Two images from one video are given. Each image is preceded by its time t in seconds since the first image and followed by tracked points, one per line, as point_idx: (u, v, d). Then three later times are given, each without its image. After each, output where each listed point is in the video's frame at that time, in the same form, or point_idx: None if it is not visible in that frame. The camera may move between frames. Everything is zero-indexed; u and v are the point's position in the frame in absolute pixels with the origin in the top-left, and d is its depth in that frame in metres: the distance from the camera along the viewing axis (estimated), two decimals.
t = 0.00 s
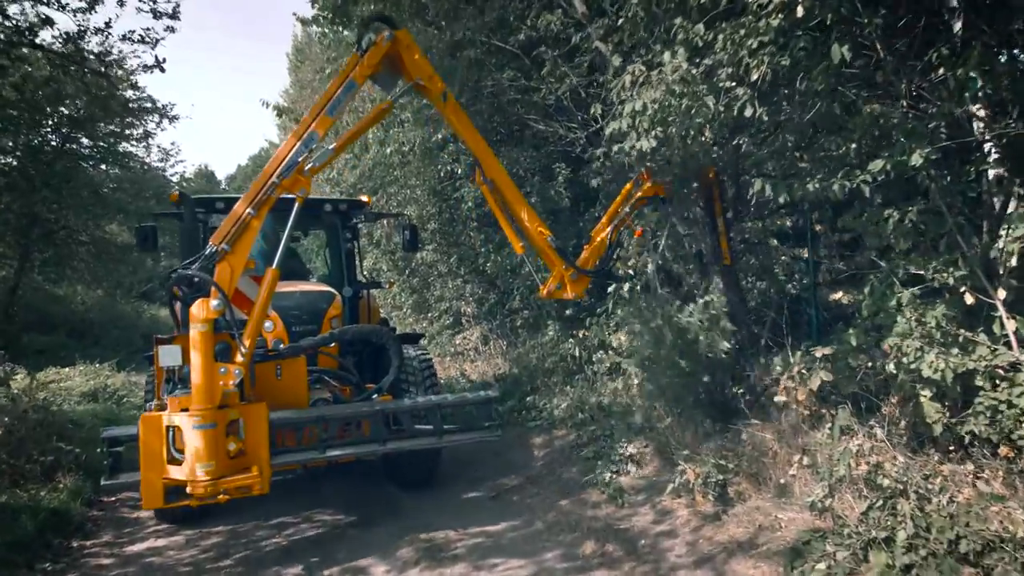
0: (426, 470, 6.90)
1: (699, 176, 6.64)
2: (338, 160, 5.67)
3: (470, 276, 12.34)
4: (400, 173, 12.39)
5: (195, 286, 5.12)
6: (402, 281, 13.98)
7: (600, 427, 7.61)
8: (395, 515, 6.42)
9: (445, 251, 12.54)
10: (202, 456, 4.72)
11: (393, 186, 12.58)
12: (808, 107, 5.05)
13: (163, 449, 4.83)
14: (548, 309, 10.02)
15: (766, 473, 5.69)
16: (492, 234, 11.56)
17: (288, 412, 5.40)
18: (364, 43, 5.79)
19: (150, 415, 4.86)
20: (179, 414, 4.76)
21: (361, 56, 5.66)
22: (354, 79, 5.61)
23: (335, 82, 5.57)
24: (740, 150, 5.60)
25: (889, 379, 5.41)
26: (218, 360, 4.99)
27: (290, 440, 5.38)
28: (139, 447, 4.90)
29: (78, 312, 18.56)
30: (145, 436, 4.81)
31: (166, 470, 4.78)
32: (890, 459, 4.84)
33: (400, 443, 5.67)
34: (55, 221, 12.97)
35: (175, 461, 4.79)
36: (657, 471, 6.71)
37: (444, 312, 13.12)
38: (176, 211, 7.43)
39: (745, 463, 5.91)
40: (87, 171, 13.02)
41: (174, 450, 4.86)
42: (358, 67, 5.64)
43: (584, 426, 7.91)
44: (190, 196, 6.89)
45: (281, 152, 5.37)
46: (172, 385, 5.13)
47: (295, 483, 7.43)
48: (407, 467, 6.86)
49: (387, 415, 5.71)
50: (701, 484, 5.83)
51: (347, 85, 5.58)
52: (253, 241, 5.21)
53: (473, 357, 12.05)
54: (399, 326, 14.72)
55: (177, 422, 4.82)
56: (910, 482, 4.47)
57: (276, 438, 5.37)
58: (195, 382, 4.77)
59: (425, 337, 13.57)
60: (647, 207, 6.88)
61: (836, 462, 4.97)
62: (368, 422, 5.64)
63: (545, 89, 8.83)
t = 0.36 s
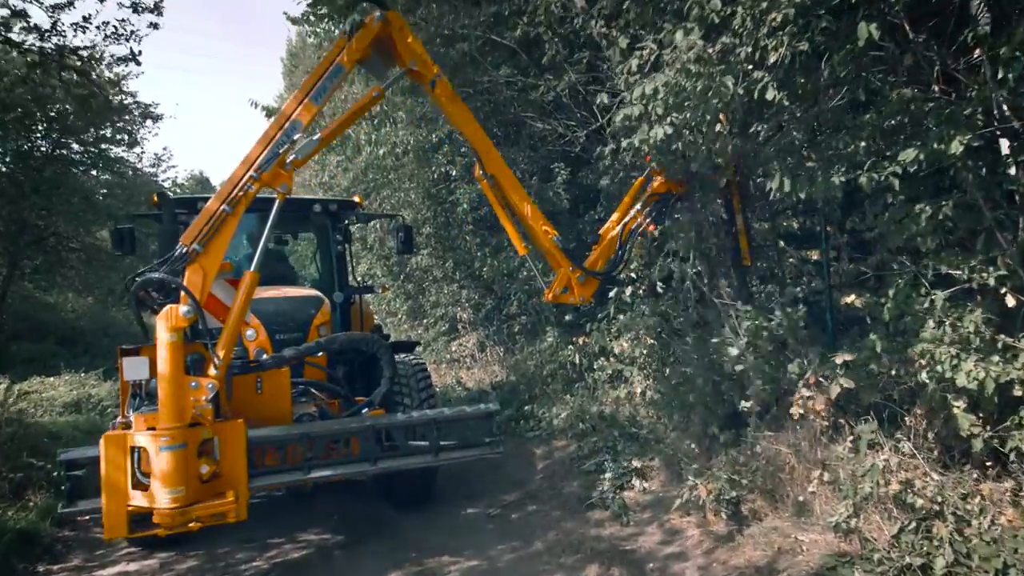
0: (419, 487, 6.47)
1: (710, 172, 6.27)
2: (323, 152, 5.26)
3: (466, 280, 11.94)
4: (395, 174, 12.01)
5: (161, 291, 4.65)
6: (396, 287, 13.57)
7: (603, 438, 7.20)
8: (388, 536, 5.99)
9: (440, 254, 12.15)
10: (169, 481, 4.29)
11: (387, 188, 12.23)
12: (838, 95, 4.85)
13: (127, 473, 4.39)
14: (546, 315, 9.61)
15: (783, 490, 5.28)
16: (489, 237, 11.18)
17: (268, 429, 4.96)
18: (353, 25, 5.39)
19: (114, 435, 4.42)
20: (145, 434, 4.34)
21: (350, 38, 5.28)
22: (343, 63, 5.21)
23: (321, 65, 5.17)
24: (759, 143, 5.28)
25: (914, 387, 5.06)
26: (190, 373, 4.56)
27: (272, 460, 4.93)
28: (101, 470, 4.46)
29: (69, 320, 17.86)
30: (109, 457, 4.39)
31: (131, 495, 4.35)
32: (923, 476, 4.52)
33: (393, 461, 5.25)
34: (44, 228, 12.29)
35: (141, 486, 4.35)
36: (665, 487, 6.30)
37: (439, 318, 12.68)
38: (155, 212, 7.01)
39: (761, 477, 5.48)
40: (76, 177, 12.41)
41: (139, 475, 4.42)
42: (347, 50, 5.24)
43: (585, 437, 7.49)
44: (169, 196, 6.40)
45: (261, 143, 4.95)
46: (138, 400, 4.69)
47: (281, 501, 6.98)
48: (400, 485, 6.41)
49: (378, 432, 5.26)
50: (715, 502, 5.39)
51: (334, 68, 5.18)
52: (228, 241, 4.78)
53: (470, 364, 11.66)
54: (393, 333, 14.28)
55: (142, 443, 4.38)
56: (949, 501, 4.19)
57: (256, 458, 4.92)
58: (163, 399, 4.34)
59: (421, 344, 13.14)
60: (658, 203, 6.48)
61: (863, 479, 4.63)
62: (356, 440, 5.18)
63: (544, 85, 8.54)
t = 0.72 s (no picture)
0: (404, 508, 6.03)
1: (711, 166, 5.93)
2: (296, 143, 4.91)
3: (457, 284, 11.58)
4: (383, 175, 11.63)
5: (113, 296, 4.23)
6: (387, 291, 13.18)
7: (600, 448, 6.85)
8: (371, 558, 5.60)
9: (431, 256, 11.79)
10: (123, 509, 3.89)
11: (376, 188, 11.83)
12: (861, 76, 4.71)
13: (77, 501, 3.99)
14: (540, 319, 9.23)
15: (794, 506, 4.96)
16: (480, 239, 10.84)
17: (238, 448, 4.55)
18: (329, 4, 5.01)
19: (62, 459, 4.02)
20: (97, 457, 3.94)
21: (326, 18, 4.90)
22: (319, 45, 4.84)
23: (297, 46, 4.80)
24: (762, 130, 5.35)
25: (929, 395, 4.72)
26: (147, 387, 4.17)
27: (242, 482, 4.51)
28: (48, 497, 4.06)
29: (56, 327, 17.04)
30: (57, 482, 4.00)
31: (81, 525, 3.95)
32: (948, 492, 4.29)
33: (377, 482, 4.84)
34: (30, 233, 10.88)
35: (92, 515, 3.95)
36: (666, 502, 5.92)
37: (431, 323, 12.23)
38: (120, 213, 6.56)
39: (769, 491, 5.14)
40: (63, 181, 11.58)
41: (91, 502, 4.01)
42: (324, 30, 4.86)
43: (580, 448, 6.99)
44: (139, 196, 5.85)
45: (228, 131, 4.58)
46: (91, 419, 4.25)
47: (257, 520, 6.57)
48: (389, 503, 5.99)
49: (359, 449, 4.84)
50: (721, 520, 4.99)
51: (311, 49, 4.81)
52: (191, 239, 4.41)
53: (463, 370, 11.38)
54: (383, 338, 13.89)
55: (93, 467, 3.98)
56: (982, 522, 4.05)
57: (224, 480, 4.51)
58: (117, 417, 3.95)
59: (412, 350, 12.77)
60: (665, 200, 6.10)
61: (881, 495, 4.33)
62: (336, 458, 4.77)
63: (535, 80, 8.29)
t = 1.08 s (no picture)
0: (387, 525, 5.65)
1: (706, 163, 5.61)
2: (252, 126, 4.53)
3: (444, 287, 11.23)
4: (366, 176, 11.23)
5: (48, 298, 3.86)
6: (373, 295, 12.78)
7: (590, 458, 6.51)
8: None
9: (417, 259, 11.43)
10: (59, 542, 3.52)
11: (359, 189, 11.43)
12: (869, 58, 4.70)
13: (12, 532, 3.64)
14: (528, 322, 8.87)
15: (798, 521, 4.63)
16: (466, 241, 10.57)
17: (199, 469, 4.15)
18: None
19: None
20: (30, 484, 3.57)
21: None
22: (278, 19, 4.40)
23: (254, 21, 4.36)
24: (760, 121, 5.37)
25: (943, 400, 4.42)
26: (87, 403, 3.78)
27: (204, 506, 4.13)
28: None
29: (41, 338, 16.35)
30: None
31: (16, 559, 3.61)
32: (968, 508, 3.97)
33: (353, 502, 4.44)
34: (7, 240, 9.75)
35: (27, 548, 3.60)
36: (659, 516, 5.56)
37: (419, 328, 11.84)
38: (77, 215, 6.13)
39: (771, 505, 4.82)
40: (47, 187, 10.96)
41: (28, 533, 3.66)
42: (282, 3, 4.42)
43: (569, 456, 6.64)
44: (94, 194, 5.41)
45: (176, 115, 4.18)
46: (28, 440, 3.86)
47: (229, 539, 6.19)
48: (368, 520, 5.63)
49: (333, 468, 4.41)
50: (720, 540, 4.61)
51: (270, 25, 4.38)
52: (133, 237, 4.02)
53: (451, 375, 11.02)
54: (369, 343, 13.50)
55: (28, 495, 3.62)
56: (1009, 542, 3.71)
57: (185, 505, 4.13)
58: (50, 440, 3.56)
59: (399, 355, 12.39)
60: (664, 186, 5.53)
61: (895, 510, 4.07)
62: (308, 478, 4.36)
63: (521, 74, 7.92)
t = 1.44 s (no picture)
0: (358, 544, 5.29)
1: (693, 157, 5.26)
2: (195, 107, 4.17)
3: (424, 289, 10.85)
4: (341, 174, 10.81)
5: None
6: (351, 298, 12.35)
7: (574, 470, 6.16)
8: None
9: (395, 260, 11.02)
10: None
11: (334, 189, 10.98)
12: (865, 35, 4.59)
13: None
14: (509, 325, 8.50)
15: (795, 538, 4.31)
16: (445, 241, 10.17)
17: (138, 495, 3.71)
18: None
19: None
20: None
21: None
22: None
23: None
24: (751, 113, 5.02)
25: (950, 407, 4.17)
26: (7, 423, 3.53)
27: (146, 537, 3.69)
28: None
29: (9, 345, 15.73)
30: None
31: None
32: (981, 523, 3.87)
33: (319, 527, 4.02)
34: None
35: None
36: (646, 531, 5.22)
37: (399, 332, 11.44)
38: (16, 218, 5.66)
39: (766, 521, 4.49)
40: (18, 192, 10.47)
41: None
42: None
43: (553, 466, 6.38)
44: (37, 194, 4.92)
45: (109, 92, 3.84)
46: None
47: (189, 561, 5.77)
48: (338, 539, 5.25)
49: (294, 492, 4.00)
50: (713, 561, 4.28)
51: None
52: (57, 227, 3.66)
53: (432, 380, 10.61)
54: (348, 347, 13.06)
55: None
56: None
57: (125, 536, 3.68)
58: None
59: (378, 359, 11.97)
60: (652, 176, 5.22)
61: (901, 527, 3.93)
62: (265, 502, 3.93)
63: (498, 67, 7.54)
